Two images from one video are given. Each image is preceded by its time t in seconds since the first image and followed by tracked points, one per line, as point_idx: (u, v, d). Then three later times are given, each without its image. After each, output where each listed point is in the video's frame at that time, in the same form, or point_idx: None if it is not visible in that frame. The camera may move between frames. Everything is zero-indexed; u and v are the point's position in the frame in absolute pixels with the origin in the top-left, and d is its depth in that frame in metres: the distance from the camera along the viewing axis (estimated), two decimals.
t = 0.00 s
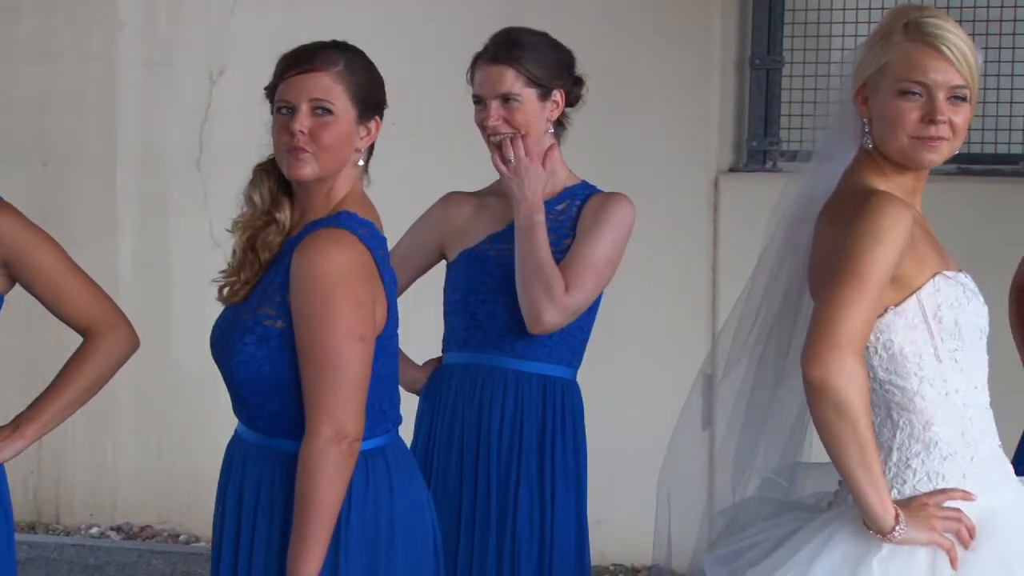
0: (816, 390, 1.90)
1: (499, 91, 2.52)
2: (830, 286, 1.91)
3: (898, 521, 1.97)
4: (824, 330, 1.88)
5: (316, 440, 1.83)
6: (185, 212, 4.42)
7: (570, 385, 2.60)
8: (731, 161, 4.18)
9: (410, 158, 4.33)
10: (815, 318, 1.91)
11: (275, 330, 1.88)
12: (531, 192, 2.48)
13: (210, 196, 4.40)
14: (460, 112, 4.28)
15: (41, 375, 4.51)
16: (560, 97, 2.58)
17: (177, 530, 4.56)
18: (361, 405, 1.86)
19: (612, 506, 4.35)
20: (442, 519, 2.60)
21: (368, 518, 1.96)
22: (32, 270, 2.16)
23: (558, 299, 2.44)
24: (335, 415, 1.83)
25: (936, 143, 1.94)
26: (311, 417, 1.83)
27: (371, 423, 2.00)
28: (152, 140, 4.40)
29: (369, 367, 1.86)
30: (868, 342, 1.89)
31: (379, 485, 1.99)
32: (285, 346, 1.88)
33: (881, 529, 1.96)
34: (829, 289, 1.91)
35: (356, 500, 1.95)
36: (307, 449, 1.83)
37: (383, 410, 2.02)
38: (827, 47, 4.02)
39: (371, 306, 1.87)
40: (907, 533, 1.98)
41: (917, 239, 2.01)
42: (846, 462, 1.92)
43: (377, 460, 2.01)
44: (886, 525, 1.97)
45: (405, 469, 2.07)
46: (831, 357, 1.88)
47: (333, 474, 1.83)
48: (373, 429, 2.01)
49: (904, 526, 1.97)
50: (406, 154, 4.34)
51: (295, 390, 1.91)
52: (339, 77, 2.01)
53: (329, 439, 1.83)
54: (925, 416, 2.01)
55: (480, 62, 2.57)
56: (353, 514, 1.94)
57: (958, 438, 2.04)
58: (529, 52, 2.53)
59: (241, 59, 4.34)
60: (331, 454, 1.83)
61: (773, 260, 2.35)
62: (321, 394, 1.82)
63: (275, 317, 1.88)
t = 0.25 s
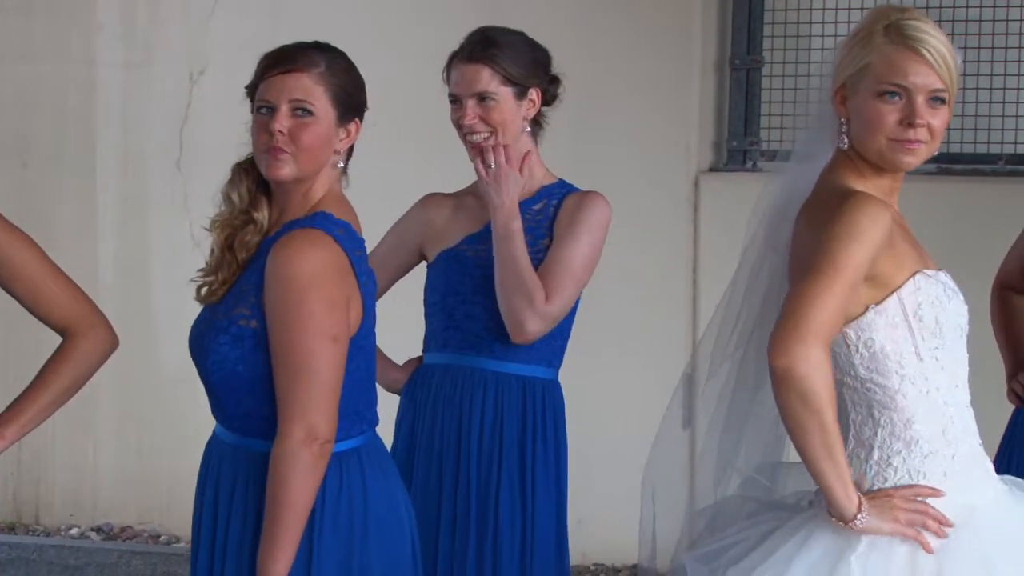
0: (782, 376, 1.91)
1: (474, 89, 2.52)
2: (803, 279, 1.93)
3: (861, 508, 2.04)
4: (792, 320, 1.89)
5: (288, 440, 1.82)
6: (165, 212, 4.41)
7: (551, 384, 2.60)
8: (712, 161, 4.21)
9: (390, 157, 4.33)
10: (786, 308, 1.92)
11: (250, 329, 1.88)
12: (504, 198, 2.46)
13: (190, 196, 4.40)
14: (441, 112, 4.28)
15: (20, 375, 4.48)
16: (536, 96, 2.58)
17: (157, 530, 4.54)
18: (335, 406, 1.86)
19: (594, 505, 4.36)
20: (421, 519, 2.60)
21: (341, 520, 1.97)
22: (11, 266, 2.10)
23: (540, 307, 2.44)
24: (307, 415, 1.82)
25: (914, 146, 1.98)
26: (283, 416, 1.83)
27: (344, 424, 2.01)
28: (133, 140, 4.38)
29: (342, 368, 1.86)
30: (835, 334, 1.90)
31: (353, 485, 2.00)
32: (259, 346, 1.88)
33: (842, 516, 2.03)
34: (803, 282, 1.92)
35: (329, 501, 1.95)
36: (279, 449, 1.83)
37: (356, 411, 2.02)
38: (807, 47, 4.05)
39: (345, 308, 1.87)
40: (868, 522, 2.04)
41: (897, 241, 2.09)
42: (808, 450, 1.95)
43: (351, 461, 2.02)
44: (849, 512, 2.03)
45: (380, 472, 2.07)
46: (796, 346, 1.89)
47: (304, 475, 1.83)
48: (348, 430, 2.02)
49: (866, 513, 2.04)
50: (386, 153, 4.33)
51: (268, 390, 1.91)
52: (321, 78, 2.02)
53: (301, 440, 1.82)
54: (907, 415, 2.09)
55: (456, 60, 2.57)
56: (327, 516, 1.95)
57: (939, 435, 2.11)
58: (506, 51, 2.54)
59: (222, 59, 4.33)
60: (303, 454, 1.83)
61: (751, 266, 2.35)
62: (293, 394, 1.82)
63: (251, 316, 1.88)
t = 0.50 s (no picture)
0: (727, 361, 1.95)
1: (445, 91, 2.52)
2: (761, 270, 1.97)
3: (800, 486, 2.11)
4: (744, 304, 1.94)
5: (253, 438, 1.85)
6: (139, 212, 4.38)
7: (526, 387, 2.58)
8: (686, 161, 4.20)
9: (365, 157, 4.31)
10: (741, 294, 1.97)
11: (215, 330, 1.90)
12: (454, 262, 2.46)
13: (164, 196, 4.38)
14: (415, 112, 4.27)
15: None
16: (507, 97, 2.58)
17: (131, 532, 4.52)
18: (300, 405, 1.89)
19: (569, 505, 4.36)
20: (393, 520, 2.60)
21: (308, 519, 2.00)
22: None
23: (542, 338, 2.42)
24: (272, 414, 1.85)
25: (885, 148, 2.02)
26: (248, 414, 1.85)
27: (314, 423, 2.03)
28: (106, 140, 4.35)
29: (307, 367, 1.89)
30: (786, 324, 1.93)
31: (321, 483, 2.03)
32: (224, 346, 1.90)
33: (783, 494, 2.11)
34: (762, 272, 1.97)
35: (296, 498, 1.99)
36: (244, 447, 1.86)
37: (325, 410, 2.05)
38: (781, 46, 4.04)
39: (310, 307, 1.90)
40: (809, 499, 2.12)
41: (867, 242, 2.16)
42: (752, 433, 2.01)
43: (321, 459, 2.04)
44: (788, 491, 2.11)
45: (349, 471, 2.09)
46: (746, 330, 1.92)
47: (268, 473, 1.86)
48: (318, 429, 2.04)
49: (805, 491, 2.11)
50: (361, 153, 4.31)
51: (234, 390, 1.93)
52: (292, 80, 2.02)
53: (265, 439, 1.85)
54: (882, 414, 2.17)
55: (426, 62, 2.57)
56: (293, 517, 1.98)
57: (914, 435, 2.19)
58: (475, 52, 2.53)
59: (196, 59, 4.30)
60: (267, 452, 1.85)
61: (725, 269, 2.36)
62: (258, 392, 1.85)
63: (217, 316, 1.90)
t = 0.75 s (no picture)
0: (693, 373, 2.02)
1: (431, 94, 2.53)
2: (733, 277, 2.03)
3: (776, 492, 2.12)
4: (712, 315, 2.00)
5: (226, 439, 1.88)
6: (119, 214, 4.37)
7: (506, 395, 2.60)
8: (666, 162, 4.22)
9: (346, 159, 4.30)
10: (706, 304, 2.04)
11: (187, 330, 1.93)
12: (432, 352, 2.50)
13: (144, 198, 4.35)
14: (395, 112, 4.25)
15: None
16: (487, 99, 2.60)
17: (112, 534, 4.50)
18: (274, 406, 1.91)
19: (550, 506, 4.36)
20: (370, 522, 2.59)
21: (284, 520, 2.04)
22: None
23: (546, 363, 2.48)
24: (244, 416, 1.88)
25: (863, 150, 2.03)
26: (221, 416, 1.88)
27: (289, 424, 2.07)
28: (86, 141, 4.33)
29: (280, 368, 1.91)
30: (751, 335, 1.99)
31: (296, 483, 2.07)
32: (196, 347, 1.93)
33: (758, 502, 2.12)
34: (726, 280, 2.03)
35: (270, 497, 2.03)
36: (217, 449, 1.88)
37: (299, 411, 2.09)
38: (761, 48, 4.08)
39: (283, 307, 1.93)
40: (785, 504, 2.14)
41: (843, 243, 2.15)
42: (723, 441, 2.07)
43: (297, 461, 2.08)
44: (765, 498, 2.12)
45: (325, 473, 2.13)
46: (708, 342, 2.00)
47: (242, 475, 1.88)
48: (293, 429, 2.08)
49: (780, 496, 2.12)
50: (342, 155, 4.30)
51: (208, 392, 1.96)
52: (267, 83, 2.12)
53: (238, 440, 1.87)
54: (860, 416, 2.18)
55: (406, 64, 2.58)
56: (269, 519, 2.02)
57: (893, 436, 2.20)
58: (456, 53, 2.55)
59: (176, 60, 4.28)
60: (240, 453, 1.88)
61: (704, 268, 2.41)
62: (231, 394, 1.87)
63: (188, 318, 1.93)
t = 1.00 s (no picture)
0: (667, 383, 2.08)
1: (415, 93, 2.52)
2: (702, 287, 2.09)
3: (755, 501, 2.16)
4: (682, 328, 2.06)
5: (198, 439, 1.92)
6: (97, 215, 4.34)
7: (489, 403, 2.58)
8: (645, 164, 4.22)
9: (325, 159, 4.29)
10: (677, 317, 2.09)
11: (160, 332, 1.98)
12: (431, 429, 2.50)
13: (122, 198, 4.33)
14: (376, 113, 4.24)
15: None
16: (468, 97, 2.60)
17: (90, 536, 4.48)
18: (247, 406, 1.96)
19: (530, 506, 4.36)
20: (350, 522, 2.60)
21: (259, 522, 2.09)
22: None
23: (534, 374, 2.51)
24: (217, 416, 1.92)
25: (836, 154, 2.08)
26: (193, 417, 1.93)
27: (263, 425, 2.12)
28: (64, 142, 4.31)
29: (253, 368, 1.96)
30: (723, 346, 2.05)
31: (271, 483, 2.12)
32: (168, 348, 1.97)
33: (738, 512, 2.16)
34: (697, 291, 2.09)
35: (244, 497, 2.08)
36: (190, 449, 1.93)
37: (273, 412, 2.14)
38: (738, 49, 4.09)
39: (255, 309, 1.98)
40: (766, 514, 2.17)
41: (814, 244, 2.15)
42: (700, 451, 2.12)
43: (271, 463, 2.13)
44: (745, 508, 2.16)
45: (301, 473, 2.18)
46: (679, 356, 2.05)
47: (216, 474, 1.93)
48: (267, 431, 2.13)
49: (760, 505, 2.16)
50: (322, 156, 4.29)
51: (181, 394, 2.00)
52: (241, 86, 2.14)
53: (210, 440, 1.92)
54: (838, 416, 2.19)
55: (387, 68, 2.57)
56: (244, 520, 2.07)
57: (870, 437, 2.21)
58: (437, 52, 2.55)
59: (154, 61, 4.26)
60: (213, 453, 1.93)
61: (684, 269, 2.43)
62: (204, 394, 1.92)
63: (160, 319, 1.97)
